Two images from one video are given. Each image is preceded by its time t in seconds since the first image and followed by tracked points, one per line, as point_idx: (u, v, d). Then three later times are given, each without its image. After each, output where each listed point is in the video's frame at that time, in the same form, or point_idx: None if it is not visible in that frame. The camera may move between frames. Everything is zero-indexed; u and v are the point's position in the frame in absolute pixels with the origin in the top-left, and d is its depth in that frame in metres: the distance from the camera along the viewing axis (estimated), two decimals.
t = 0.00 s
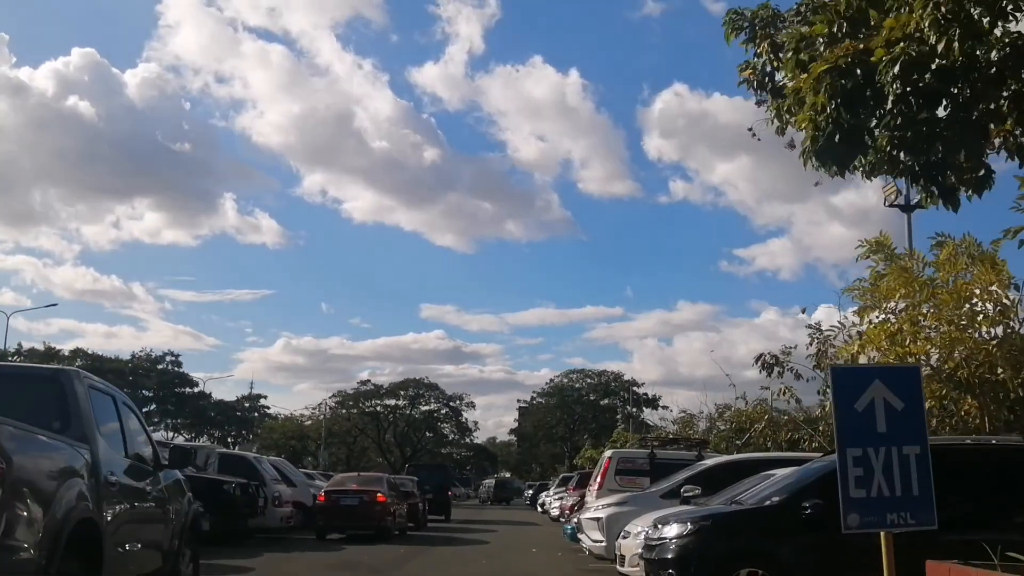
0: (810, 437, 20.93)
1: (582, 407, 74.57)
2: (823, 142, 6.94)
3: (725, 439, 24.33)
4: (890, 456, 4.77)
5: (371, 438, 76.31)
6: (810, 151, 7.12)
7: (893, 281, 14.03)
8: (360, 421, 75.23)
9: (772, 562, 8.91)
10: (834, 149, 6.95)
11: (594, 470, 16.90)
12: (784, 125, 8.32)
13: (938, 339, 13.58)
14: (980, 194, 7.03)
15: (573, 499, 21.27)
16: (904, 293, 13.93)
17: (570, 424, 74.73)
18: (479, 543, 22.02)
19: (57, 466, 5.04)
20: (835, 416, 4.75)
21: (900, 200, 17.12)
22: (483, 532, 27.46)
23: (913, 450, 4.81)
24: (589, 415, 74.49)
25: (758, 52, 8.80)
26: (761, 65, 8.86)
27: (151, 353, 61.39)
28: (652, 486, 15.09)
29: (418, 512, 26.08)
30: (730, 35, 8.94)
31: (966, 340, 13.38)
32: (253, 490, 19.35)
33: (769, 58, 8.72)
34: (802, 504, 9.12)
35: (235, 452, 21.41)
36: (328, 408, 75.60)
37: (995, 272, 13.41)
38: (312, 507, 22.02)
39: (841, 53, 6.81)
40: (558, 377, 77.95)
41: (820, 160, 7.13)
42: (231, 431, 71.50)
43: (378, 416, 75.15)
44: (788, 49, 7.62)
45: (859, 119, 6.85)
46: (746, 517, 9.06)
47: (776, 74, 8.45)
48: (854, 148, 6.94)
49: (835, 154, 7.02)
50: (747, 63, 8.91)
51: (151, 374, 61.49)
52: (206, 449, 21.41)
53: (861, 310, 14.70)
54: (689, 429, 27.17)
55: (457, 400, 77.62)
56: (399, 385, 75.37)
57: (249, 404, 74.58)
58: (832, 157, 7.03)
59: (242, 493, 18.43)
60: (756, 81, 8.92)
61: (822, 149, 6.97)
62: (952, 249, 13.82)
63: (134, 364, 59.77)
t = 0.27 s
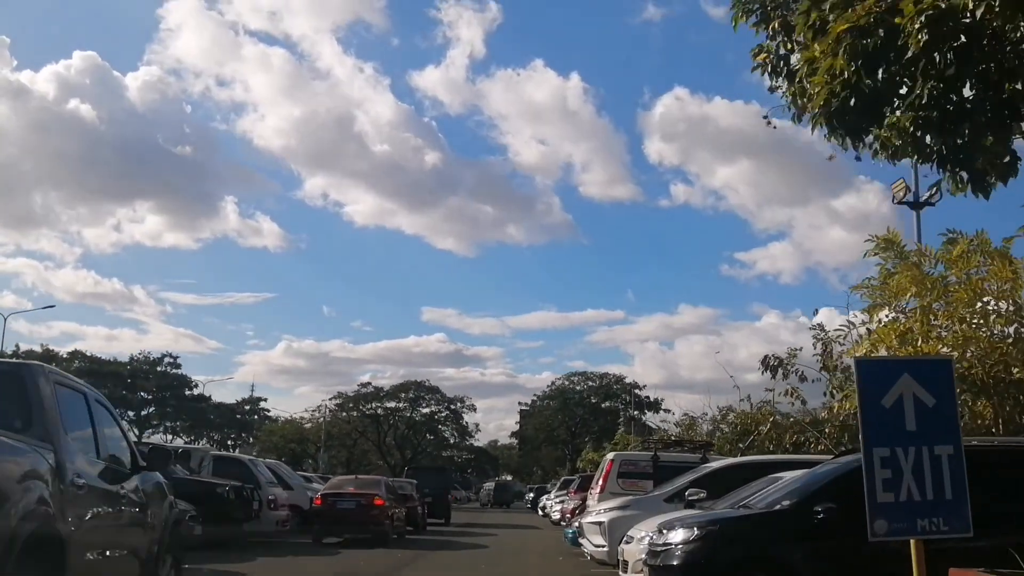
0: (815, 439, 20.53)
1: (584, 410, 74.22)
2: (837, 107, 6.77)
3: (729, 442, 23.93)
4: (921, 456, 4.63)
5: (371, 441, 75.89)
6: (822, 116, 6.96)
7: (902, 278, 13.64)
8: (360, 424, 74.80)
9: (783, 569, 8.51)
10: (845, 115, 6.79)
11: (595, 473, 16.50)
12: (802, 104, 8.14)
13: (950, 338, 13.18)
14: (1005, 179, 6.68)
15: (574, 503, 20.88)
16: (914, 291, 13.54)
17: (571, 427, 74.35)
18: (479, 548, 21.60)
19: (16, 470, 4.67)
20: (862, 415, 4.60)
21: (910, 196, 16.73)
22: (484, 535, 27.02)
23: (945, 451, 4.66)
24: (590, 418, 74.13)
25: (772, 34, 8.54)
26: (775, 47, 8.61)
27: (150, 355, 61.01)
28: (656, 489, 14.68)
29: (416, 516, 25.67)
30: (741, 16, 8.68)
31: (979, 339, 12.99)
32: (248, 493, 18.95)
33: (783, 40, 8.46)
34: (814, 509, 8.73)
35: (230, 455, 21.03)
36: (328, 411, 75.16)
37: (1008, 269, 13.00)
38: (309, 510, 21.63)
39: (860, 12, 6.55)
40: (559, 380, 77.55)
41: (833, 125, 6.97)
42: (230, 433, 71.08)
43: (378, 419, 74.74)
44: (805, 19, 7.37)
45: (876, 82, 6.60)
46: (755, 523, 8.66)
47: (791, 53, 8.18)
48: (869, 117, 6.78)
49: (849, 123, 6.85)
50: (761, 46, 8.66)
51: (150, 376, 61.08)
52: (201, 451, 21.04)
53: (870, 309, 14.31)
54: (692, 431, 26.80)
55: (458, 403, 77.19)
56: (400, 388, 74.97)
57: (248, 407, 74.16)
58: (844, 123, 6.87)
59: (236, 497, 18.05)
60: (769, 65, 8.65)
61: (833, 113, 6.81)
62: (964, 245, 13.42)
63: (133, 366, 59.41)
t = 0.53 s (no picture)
0: (821, 440, 20.14)
1: (584, 412, 73.83)
2: (866, 69, 6.98)
3: (731, 444, 23.54)
4: (957, 452, 4.59)
5: (371, 444, 75.42)
6: (850, 84, 7.15)
7: (911, 274, 13.27)
8: (359, 427, 74.33)
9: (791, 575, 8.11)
10: (875, 80, 6.99)
11: (597, 474, 16.10)
12: (816, 87, 8.41)
13: (962, 334, 12.81)
14: None
15: (576, 506, 20.48)
16: (924, 287, 13.15)
17: (572, 429, 73.93)
18: (479, 552, 21.17)
19: None
20: (893, 410, 4.61)
21: (917, 190, 16.36)
22: (484, 539, 26.58)
23: (984, 447, 4.62)
24: (590, 420, 73.74)
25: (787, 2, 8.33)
26: (788, 16, 8.42)
27: (147, 358, 60.52)
28: (658, 492, 14.29)
29: (414, 520, 25.26)
30: None
31: (993, 335, 12.60)
32: (242, 498, 18.54)
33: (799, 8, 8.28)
34: (825, 512, 8.31)
35: (223, 458, 20.62)
36: (327, 414, 74.67)
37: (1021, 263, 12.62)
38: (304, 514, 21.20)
39: None
40: (559, 382, 77.13)
41: (860, 92, 7.16)
42: (229, 437, 70.61)
43: (377, 422, 74.25)
44: None
45: (906, 46, 6.76)
46: (763, 527, 8.26)
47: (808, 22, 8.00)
48: (898, 81, 7.00)
49: (877, 87, 7.06)
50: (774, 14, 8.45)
51: (148, 380, 60.61)
52: (195, 455, 20.65)
53: (878, 305, 13.94)
54: (694, 432, 26.42)
55: (457, 406, 76.74)
56: (399, 390, 74.52)
57: (247, 411, 73.67)
58: (872, 89, 7.05)
59: (229, 501, 17.63)
60: (780, 34, 8.48)
61: (863, 78, 7.00)
62: (975, 239, 13.01)
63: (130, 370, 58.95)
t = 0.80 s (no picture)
0: (828, 439, 19.80)
1: (586, 412, 73.44)
2: (912, 33, 6.62)
3: (736, 443, 23.17)
4: (1006, 445, 4.50)
5: (371, 445, 75.00)
6: (891, 50, 6.80)
7: (924, 267, 12.85)
8: (359, 428, 73.89)
9: None
10: (919, 45, 6.66)
11: (600, 474, 15.68)
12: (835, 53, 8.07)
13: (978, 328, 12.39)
14: None
15: (577, 507, 20.07)
16: (938, 279, 12.73)
17: (573, 429, 73.56)
18: (479, 554, 20.77)
19: None
20: (935, 397, 4.55)
21: (927, 182, 15.98)
22: (484, 541, 26.19)
23: None
24: (592, 420, 73.36)
25: None
26: None
27: (145, 359, 60.06)
28: (663, 492, 13.87)
29: (414, 521, 24.86)
30: None
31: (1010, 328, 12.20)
32: (238, 499, 18.12)
33: None
34: (843, 513, 7.89)
35: (218, 458, 20.20)
36: (327, 415, 74.22)
37: None
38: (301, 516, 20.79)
39: None
40: (561, 382, 76.70)
41: (905, 61, 6.79)
42: (228, 438, 70.18)
43: (378, 423, 73.80)
44: None
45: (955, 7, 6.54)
46: (777, 529, 7.84)
47: None
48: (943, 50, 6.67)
49: (921, 54, 6.71)
50: None
51: (146, 381, 60.17)
52: (189, 455, 20.23)
53: (890, 299, 13.54)
54: (697, 432, 26.02)
55: (458, 406, 76.32)
56: (400, 391, 74.08)
57: (247, 412, 73.22)
58: (919, 54, 6.69)
59: (223, 502, 17.21)
60: None
61: (907, 42, 6.67)
62: (990, 228, 12.59)
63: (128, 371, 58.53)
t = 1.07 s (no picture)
0: (837, 436, 19.43)
1: (589, 412, 72.99)
2: None
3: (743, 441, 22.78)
4: None
5: (374, 445, 74.62)
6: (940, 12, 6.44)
7: (942, 257, 12.42)
8: (362, 428, 73.48)
9: None
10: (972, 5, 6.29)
11: (606, 473, 15.26)
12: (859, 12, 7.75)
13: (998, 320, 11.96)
14: None
15: (582, 506, 19.66)
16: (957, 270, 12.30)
17: (577, 428, 73.12)
18: (482, 555, 20.37)
19: None
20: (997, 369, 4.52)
21: (941, 170, 15.55)
22: (488, 541, 25.77)
23: None
24: (596, 420, 72.91)
25: None
26: None
27: (146, 360, 59.67)
28: (671, 491, 13.46)
29: (416, 521, 24.47)
30: None
31: None
32: (235, 499, 17.74)
33: None
34: (866, 512, 7.48)
35: (215, 459, 19.79)
36: (329, 416, 73.77)
37: None
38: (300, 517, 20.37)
39: None
40: (564, 381, 76.26)
41: (954, 22, 6.44)
42: (230, 439, 69.81)
43: (380, 423, 73.36)
44: None
45: None
46: (796, 529, 7.42)
47: None
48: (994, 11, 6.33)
49: (971, 15, 6.36)
50: None
51: (147, 382, 59.81)
52: (185, 455, 19.84)
53: (906, 291, 13.08)
54: (704, 429, 25.60)
55: (461, 406, 75.89)
56: (402, 391, 73.66)
57: (249, 413, 72.85)
58: (970, 14, 6.34)
59: (219, 503, 16.82)
60: None
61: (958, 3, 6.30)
62: (1010, 217, 12.16)
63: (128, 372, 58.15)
